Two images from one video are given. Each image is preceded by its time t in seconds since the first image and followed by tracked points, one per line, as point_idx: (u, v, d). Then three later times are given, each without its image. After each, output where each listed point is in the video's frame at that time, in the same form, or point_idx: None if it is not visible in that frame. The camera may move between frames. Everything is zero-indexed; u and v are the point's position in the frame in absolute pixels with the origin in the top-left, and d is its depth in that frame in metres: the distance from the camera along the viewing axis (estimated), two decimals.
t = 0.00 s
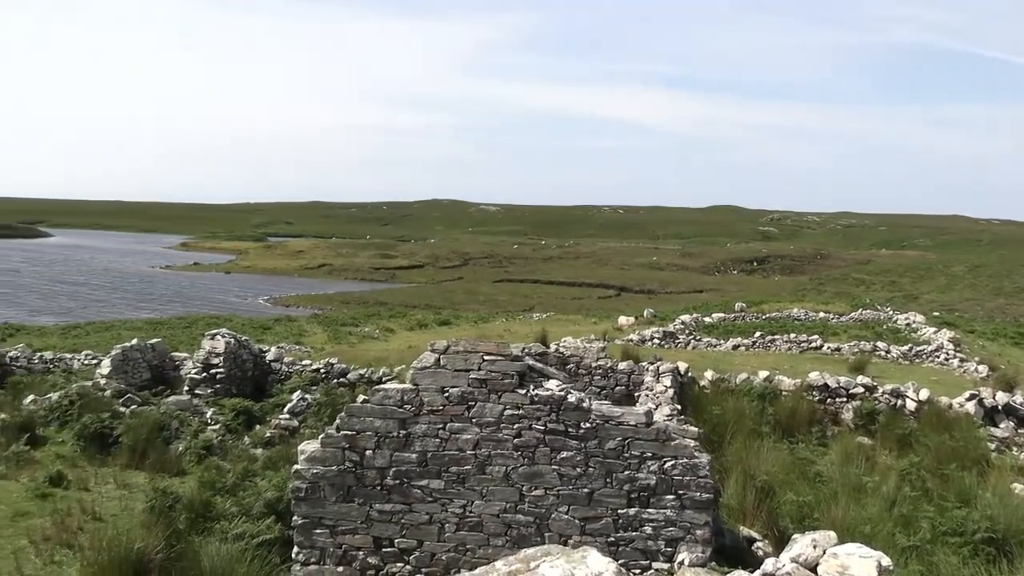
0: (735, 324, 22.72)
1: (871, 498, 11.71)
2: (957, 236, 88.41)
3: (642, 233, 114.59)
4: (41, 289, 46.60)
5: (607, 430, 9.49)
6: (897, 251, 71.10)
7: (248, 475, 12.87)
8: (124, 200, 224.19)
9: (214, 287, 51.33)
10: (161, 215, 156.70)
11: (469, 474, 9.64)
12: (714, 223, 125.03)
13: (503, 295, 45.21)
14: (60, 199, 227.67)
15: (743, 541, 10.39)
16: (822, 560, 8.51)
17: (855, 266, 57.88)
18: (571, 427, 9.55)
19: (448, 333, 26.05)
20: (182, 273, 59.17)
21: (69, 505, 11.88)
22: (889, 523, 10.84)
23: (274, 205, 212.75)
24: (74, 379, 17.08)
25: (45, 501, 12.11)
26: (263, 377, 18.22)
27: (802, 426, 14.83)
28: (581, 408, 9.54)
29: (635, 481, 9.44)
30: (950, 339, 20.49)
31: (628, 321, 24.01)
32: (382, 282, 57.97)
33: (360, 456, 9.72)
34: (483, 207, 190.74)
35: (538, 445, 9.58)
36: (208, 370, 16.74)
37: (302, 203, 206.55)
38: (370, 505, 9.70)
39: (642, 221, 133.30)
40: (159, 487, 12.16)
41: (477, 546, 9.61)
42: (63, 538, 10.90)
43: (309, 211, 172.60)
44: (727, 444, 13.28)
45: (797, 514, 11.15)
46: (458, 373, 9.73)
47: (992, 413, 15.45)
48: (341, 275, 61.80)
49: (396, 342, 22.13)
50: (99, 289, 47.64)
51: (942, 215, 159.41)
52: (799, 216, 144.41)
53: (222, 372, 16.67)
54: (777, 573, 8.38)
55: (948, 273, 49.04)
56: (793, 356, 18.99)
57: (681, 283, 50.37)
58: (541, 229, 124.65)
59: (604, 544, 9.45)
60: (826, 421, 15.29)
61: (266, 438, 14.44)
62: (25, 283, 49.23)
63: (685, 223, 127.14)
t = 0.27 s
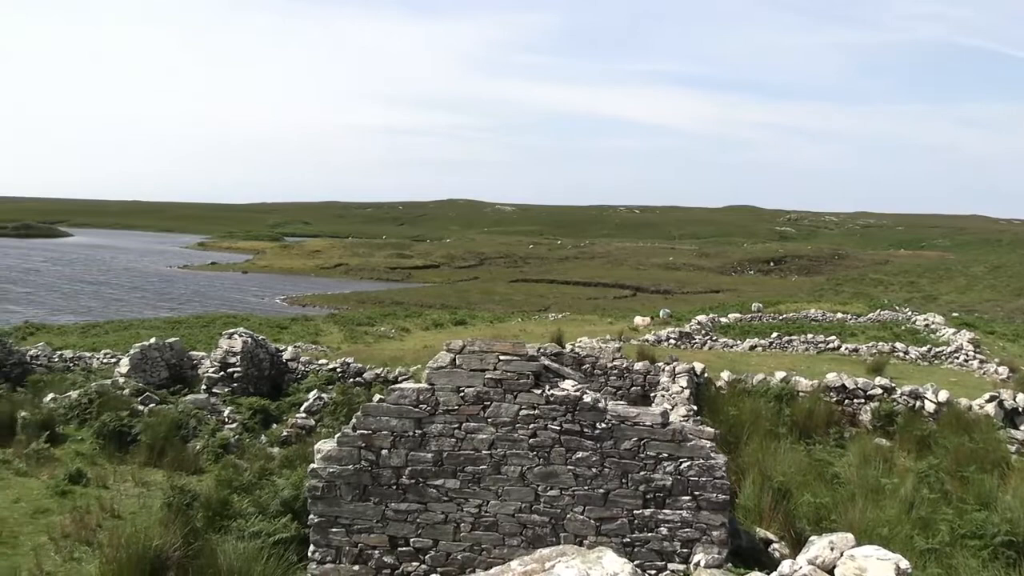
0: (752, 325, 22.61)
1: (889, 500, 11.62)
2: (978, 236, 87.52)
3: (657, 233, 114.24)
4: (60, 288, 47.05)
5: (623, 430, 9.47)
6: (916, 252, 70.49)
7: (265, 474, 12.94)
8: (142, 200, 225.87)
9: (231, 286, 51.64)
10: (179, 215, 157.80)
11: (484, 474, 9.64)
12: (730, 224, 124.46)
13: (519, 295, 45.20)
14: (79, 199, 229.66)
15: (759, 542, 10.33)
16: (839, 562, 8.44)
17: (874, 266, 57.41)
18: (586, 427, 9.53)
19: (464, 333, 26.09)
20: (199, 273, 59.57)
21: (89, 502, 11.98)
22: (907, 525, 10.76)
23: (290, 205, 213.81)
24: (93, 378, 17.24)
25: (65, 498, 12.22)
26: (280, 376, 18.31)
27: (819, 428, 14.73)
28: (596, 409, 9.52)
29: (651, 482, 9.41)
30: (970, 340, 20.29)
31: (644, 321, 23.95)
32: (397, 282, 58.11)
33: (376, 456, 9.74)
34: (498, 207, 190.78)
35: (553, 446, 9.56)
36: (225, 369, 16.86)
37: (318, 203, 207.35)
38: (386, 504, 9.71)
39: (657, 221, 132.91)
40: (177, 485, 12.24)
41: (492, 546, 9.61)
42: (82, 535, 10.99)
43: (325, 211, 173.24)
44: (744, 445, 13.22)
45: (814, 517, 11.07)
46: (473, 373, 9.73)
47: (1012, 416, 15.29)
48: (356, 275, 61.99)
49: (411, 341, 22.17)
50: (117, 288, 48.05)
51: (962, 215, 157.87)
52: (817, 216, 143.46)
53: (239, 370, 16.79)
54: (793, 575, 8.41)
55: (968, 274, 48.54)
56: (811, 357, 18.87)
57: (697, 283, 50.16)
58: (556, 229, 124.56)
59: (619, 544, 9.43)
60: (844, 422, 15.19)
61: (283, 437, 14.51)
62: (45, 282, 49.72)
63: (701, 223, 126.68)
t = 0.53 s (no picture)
0: (768, 325, 22.49)
1: (907, 502, 11.52)
2: (997, 237, 86.66)
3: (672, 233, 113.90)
4: (78, 288, 47.49)
5: (638, 431, 9.43)
6: (934, 252, 69.91)
7: (281, 472, 13.00)
8: (158, 200, 227.47)
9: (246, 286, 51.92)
10: (195, 215, 158.79)
11: (499, 474, 9.63)
12: (745, 224, 123.87)
13: (533, 295, 45.18)
14: (96, 199, 231.52)
15: (775, 544, 10.28)
16: (857, 565, 8.35)
17: (892, 267, 56.95)
18: (601, 428, 9.50)
19: (479, 332, 26.12)
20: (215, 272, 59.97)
21: (106, 500, 12.07)
22: (925, 528, 10.67)
23: (305, 205, 214.90)
24: (111, 377, 17.39)
25: (83, 496, 12.32)
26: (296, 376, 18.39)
27: (836, 429, 14.64)
28: (612, 409, 9.49)
29: (666, 483, 9.38)
30: (990, 341, 20.09)
31: (660, 322, 23.95)
32: (411, 282, 58.25)
33: (391, 455, 9.76)
34: (513, 207, 190.80)
35: (568, 446, 9.54)
36: (242, 369, 16.96)
37: (332, 203, 208.10)
38: (401, 504, 9.73)
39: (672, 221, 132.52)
40: (193, 483, 12.31)
41: (507, 546, 9.61)
42: (100, 532, 11.07)
43: (339, 211, 173.82)
44: (760, 447, 13.14)
45: (831, 518, 11.01)
46: (488, 373, 9.72)
47: None
48: (370, 275, 62.15)
49: (426, 341, 22.21)
50: (135, 287, 48.44)
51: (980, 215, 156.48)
52: (833, 216, 142.60)
53: (255, 369, 16.88)
54: None
55: (988, 275, 48.08)
56: (827, 358, 18.75)
57: (713, 284, 49.96)
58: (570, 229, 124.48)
59: (635, 545, 9.41)
60: (861, 424, 15.08)
61: (298, 436, 14.57)
62: (63, 282, 50.19)
63: (716, 224, 126.23)
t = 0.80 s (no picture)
0: (788, 326, 22.34)
1: (929, 505, 11.40)
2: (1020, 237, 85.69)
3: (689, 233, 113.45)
4: (99, 287, 47.95)
5: (656, 431, 9.39)
6: (955, 253, 69.25)
7: (299, 471, 13.06)
8: (177, 200, 229.31)
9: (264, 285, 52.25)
10: (215, 215, 159.99)
11: (516, 474, 9.61)
12: (763, 224, 123.10)
13: (551, 295, 45.15)
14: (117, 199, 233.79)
15: (794, 546, 10.19)
16: (876, 567, 8.22)
17: (913, 267, 56.43)
18: (619, 428, 9.47)
19: (497, 332, 26.15)
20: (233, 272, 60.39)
21: (127, 497, 12.18)
22: (947, 531, 10.54)
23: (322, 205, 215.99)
24: (132, 375, 17.54)
25: (104, 493, 12.44)
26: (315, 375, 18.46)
27: (856, 431, 14.52)
28: (630, 409, 9.46)
29: (684, 484, 9.33)
30: (1013, 343, 19.86)
31: (678, 322, 23.86)
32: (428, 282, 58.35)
33: (409, 454, 9.77)
34: (530, 206, 190.72)
35: (586, 446, 9.51)
36: (261, 368, 17.09)
37: (350, 203, 208.90)
38: (418, 503, 9.75)
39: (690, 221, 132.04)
40: (212, 481, 12.40)
41: (524, 546, 9.60)
42: (121, 529, 11.16)
43: (357, 211, 174.44)
44: (779, 448, 13.06)
45: (850, 521, 10.92)
46: (506, 373, 9.72)
47: None
48: (387, 275, 62.33)
49: (444, 341, 22.25)
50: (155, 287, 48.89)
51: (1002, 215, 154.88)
52: (852, 216, 141.59)
53: (274, 368, 16.98)
54: None
55: (1011, 275, 47.55)
56: (847, 359, 18.60)
57: (731, 284, 49.71)
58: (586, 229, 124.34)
59: (653, 546, 9.37)
60: (881, 426, 14.97)
61: (317, 435, 14.64)
62: (85, 281, 50.73)
63: (734, 224, 125.66)
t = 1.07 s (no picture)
0: (802, 327, 22.25)
1: (944, 507, 11.32)
2: None
3: (702, 233, 113.18)
4: (114, 286, 48.28)
5: (669, 432, 9.36)
6: (971, 253, 68.74)
7: (312, 470, 13.09)
8: (191, 200, 230.55)
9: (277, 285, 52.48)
10: (228, 215, 160.84)
11: (529, 474, 9.61)
12: (776, 224, 122.59)
13: (563, 295, 45.14)
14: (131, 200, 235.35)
15: (808, 548, 10.15)
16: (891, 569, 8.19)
17: (928, 268, 56.07)
18: (632, 429, 9.45)
19: (510, 332, 26.17)
20: (246, 272, 60.69)
21: (142, 496, 12.25)
22: (963, 534, 10.47)
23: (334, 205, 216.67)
24: (147, 374, 17.65)
25: (119, 492, 12.53)
26: (328, 374, 18.52)
27: (871, 432, 14.44)
28: (642, 410, 9.44)
29: (697, 485, 9.30)
30: None
31: (691, 322, 23.82)
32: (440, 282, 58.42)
33: (422, 454, 9.78)
34: (542, 207, 190.69)
35: (598, 446, 9.50)
36: (275, 367, 17.16)
37: (362, 203, 209.47)
38: (431, 502, 9.75)
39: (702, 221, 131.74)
40: (226, 480, 12.45)
41: (537, 546, 9.59)
42: (135, 528, 11.22)
43: (370, 211, 174.88)
44: (793, 449, 13.00)
45: (865, 523, 10.85)
46: (519, 373, 9.70)
47: None
48: (399, 275, 62.47)
49: (457, 341, 22.27)
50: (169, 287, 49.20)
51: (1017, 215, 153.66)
52: (866, 216, 140.81)
53: (288, 368, 17.03)
54: None
55: None
56: (862, 360, 18.50)
57: (744, 284, 49.57)
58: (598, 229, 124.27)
59: (665, 547, 9.36)
60: (896, 427, 14.88)
61: (330, 435, 14.68)
62: (100, 281, 51.10)
63: (747, 224, 125.23)
